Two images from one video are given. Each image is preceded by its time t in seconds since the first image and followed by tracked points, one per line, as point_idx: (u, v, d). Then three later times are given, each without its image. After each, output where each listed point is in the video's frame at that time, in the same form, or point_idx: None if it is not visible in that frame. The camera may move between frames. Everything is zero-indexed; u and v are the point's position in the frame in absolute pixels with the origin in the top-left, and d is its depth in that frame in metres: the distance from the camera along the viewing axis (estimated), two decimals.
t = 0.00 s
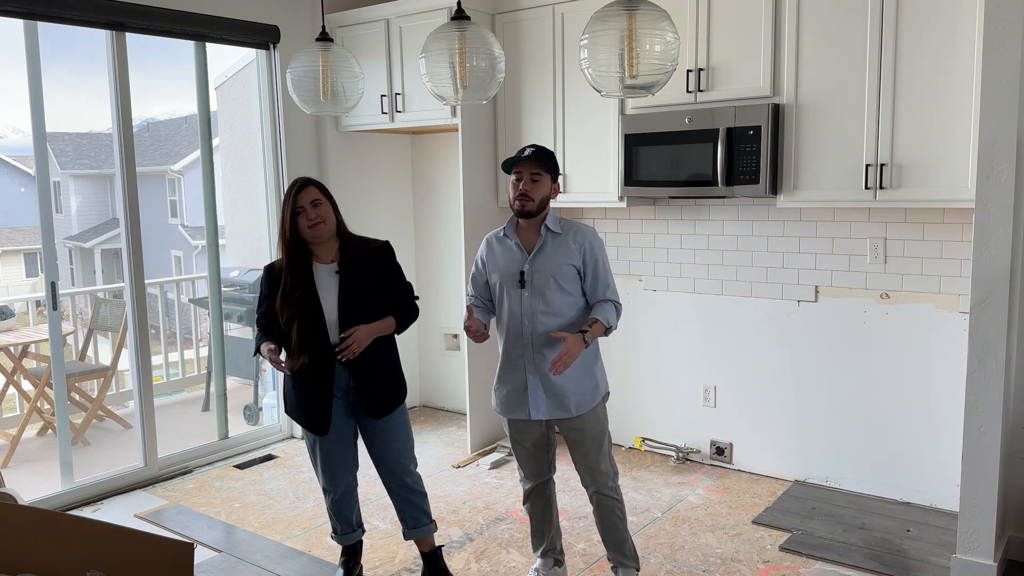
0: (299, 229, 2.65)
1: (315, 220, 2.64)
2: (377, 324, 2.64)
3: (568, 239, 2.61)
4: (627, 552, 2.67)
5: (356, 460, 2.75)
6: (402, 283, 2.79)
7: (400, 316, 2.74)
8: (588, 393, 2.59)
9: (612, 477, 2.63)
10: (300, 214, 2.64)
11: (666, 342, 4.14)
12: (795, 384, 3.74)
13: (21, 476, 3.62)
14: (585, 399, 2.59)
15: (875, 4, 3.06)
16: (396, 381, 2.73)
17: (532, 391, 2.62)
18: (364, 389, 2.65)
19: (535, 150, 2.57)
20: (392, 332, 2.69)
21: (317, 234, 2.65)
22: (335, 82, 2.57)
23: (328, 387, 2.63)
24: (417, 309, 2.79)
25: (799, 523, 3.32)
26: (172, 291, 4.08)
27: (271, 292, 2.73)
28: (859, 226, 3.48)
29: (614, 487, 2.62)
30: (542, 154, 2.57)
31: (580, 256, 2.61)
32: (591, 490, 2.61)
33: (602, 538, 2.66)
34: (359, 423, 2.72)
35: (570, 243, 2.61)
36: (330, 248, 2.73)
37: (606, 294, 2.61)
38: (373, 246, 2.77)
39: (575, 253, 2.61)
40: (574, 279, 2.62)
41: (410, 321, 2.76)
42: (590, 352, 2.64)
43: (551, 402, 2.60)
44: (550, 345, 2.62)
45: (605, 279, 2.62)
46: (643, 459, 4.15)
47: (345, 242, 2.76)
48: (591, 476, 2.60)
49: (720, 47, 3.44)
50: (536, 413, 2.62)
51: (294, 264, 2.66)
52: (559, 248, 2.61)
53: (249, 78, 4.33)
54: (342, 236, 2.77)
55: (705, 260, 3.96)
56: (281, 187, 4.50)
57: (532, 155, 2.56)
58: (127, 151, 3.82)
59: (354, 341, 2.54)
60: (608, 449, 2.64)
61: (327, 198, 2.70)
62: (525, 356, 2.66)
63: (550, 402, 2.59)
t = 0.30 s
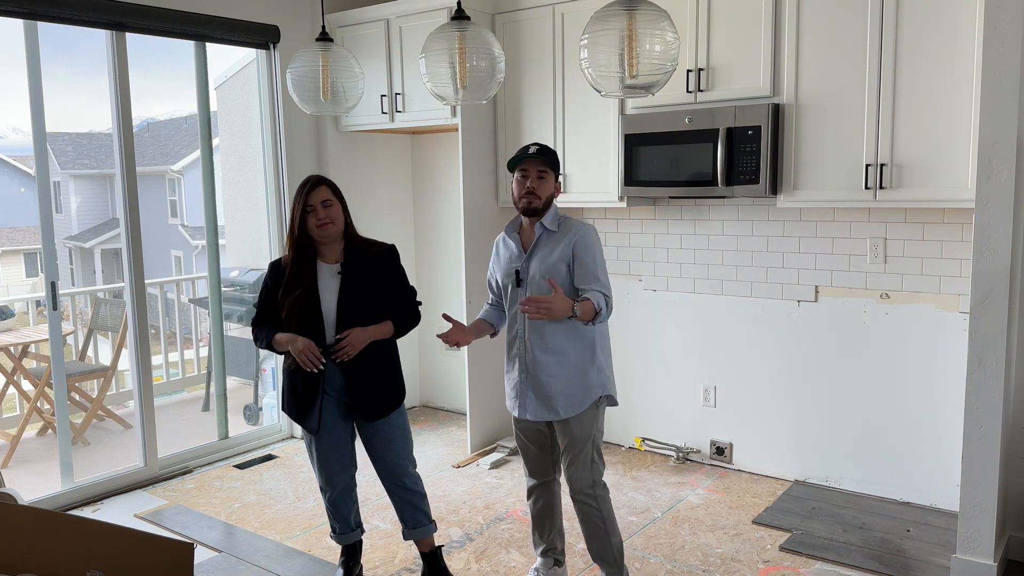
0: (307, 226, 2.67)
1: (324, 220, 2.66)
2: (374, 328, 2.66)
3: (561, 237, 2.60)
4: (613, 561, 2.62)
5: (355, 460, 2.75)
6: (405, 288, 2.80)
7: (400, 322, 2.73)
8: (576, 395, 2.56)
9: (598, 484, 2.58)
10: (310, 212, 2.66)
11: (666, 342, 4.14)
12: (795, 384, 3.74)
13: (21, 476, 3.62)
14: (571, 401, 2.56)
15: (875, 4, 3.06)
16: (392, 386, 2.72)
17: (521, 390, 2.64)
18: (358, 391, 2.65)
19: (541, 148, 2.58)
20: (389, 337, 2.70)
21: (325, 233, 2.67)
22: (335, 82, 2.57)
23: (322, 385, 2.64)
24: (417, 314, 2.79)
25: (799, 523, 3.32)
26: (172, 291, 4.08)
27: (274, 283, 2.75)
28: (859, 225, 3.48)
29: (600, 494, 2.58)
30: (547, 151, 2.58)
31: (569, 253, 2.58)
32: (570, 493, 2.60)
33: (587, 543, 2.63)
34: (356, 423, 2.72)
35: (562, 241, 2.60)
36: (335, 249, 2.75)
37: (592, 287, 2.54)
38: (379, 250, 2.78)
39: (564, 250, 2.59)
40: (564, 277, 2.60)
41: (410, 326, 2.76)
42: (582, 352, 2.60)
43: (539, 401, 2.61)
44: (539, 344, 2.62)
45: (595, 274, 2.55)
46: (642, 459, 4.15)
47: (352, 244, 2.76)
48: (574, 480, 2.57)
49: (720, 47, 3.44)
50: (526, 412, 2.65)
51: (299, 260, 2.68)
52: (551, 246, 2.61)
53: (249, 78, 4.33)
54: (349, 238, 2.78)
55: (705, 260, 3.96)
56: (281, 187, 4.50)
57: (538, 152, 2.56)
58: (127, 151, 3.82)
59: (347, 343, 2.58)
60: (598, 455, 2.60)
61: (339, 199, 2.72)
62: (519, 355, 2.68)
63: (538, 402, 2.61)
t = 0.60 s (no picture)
0: (315, 224, 2.65)
1: (337, 219, 2.65)
2: (382, 329, 2.67)
3: (567, 243, 2.59)
4: (609, 569, 2.60)
5: (357, 460, 2.75)
6: (406, 289, 2.81)
7: (405, 323, 2.75)
8: (574, 405, 2.56)
9: (601, 494, 2.56)
10: (323, 210, 2.65)
11: (666, 342, 4.14)
12: (795, 384, 3.74)
13: (21, 476, 3.62)
14: (569, 410, 2.57)
15: (875, 4, 3.06)
16: (397, 387, 2.73)
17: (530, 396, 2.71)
18: (364, 392, 2.65)
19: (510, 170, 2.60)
20: (395, 338, 2.71)
21: (336, 231, 2.66)
22: (335, 82, 2.57)
23: (327, 386, 2.63)
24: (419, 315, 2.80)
25: (799, 523, 3.32)
26: (172, 291, 4.08)
27: (279, 279, 2.70)
28: (859, 225, 3.48)
29: (603, 504, 2.55)
30: (515, 172, 2.58)
31: (571, 261, 2.56)
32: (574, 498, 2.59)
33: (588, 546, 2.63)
34: (359, 423, 2.72)
35: (568, 247, 2.59)
36: (340, 248, 2.73)
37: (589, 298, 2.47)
38: (382, 251, 2.79)
39: (568, 257, 2.57)
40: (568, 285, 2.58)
41: (412, 327, 2.78)
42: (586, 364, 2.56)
43: (545, 409, 2.65)
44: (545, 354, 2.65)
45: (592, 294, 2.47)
46: (642, 459, 4.15)
47: (356, 243, 2.76)
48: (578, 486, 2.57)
49: (720, 47, 3.44)
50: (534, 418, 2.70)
51: (306, 259, 2.66)
52: (559, 252, 2.62)
53: (249, 78, 4.33)
54: (352, 238, 2.77)
55: (705, 260, 3.96)
56: (281, 187, 4.50)
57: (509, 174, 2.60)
58: (127, 151, 3.82)
59: (359, 347, 2.60)
60: (604, 466, 2.57)
61: (348, 197, 2.71)
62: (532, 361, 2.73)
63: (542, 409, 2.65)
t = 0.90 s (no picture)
0: (320, 224, 2.64)
1: (343, 218, 2.66)
2: (388, 329, 2.70)
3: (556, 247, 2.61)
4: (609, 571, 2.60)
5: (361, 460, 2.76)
6: (406, 287, 2.83)
7: (407, 321, 2.79)
8: (571, 407, 2.62)
9: (602, 496, 2.56)
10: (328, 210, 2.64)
11: (666, 342, 4.14)
12: (794, 384, 3.74)
13: (21, 477, 3.62)
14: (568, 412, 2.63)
15: (875, 4, 3.06)
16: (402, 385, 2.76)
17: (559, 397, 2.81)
18: (373, 391, 2.67)
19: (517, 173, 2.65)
20: (399, 336, 2.74)
21: (341, 232, 2.66)
22: (335, 82, 2.57)
23: (336, 386, 2.63)
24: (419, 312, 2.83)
25: (799, 523, 3.32)
26: (172, 291, 4.08)
27: (281, 280, 2.68)
28: (859, 225, 3.48)
29: (603, 506, 2.56)
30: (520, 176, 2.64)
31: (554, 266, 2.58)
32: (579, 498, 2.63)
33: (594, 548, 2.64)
34: (364, 422, 2.73)
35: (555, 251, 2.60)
36: (340, 248, 2.73)
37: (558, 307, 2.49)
38: (383, 250, 2.80)
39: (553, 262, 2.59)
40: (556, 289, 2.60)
41: (412, 325, 2.81)
42: (579, 367, 2.59)
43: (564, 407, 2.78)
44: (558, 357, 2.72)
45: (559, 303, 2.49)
46: (642, 459, 4.15)
47: (355, 243, 2.76)
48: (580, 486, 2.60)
49: (720, 47, 3.44)
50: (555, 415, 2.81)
51: (309, 259, 2.64)
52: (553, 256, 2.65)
53: (249, 78, 4.33)
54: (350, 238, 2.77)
55: (705, 260, 3.96)
56: (281, 187, 4.50)
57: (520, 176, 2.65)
58: (127, 151, 3.82)
59: (369, 347, 2.62)
60: (605, 469, 2.57)
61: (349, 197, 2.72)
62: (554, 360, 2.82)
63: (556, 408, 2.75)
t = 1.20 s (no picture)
0: (324, 226, 2.63)
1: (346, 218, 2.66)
2: (390, 328, 2.72)
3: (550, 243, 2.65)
4: (605, 568, 2.60)
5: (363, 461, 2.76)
6: (405, 286, 2.84)
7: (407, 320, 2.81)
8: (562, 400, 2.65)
9: (590, 491, 2.57)
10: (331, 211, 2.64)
11: (666, 342, 4.14)
12: (794, 384, 3.74)
13: (21, 476, 3.62)
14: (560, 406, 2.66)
15: (875, 4, 3.06)
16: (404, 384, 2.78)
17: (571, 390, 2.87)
18: (377, 390, 2.68)
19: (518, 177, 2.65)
20: (401, 334, 2.76)
21: (344, 233, 2.67)
22: (335, 82, 2.57)
23: (341, 386, 2.63)
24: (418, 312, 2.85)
25: (799, 523, 3.32)
26: (172, 291, 4.08)
27: (282, 281, 2.65)
28: (859, 225, 3.48)
29: (592, 502, 2.57)
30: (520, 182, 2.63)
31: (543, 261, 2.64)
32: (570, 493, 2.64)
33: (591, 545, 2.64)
34: (365, 422, 2.73)
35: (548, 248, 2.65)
36: (340, 248, 2.73)
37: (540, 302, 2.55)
38: (383, 250, 2.81)
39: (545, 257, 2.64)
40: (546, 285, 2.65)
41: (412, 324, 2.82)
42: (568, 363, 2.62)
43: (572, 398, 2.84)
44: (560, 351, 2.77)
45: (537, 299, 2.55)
46: (642, 459, 4.15)
47: (354, 243, 2.77)
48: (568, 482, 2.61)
49: (720, 47, 3.44)
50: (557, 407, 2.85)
51: (311, 259, 2.63)
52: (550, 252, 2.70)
53: (249, 78, 4.33)
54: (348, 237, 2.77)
55: (705, 260, 3.96)
56: (281, 187, 4.49)
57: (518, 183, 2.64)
58: (127, 151, 3.82)
59: (374, 347, 2.64)
60: (591, 464, 2.57)
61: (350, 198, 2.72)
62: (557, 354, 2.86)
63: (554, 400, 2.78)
